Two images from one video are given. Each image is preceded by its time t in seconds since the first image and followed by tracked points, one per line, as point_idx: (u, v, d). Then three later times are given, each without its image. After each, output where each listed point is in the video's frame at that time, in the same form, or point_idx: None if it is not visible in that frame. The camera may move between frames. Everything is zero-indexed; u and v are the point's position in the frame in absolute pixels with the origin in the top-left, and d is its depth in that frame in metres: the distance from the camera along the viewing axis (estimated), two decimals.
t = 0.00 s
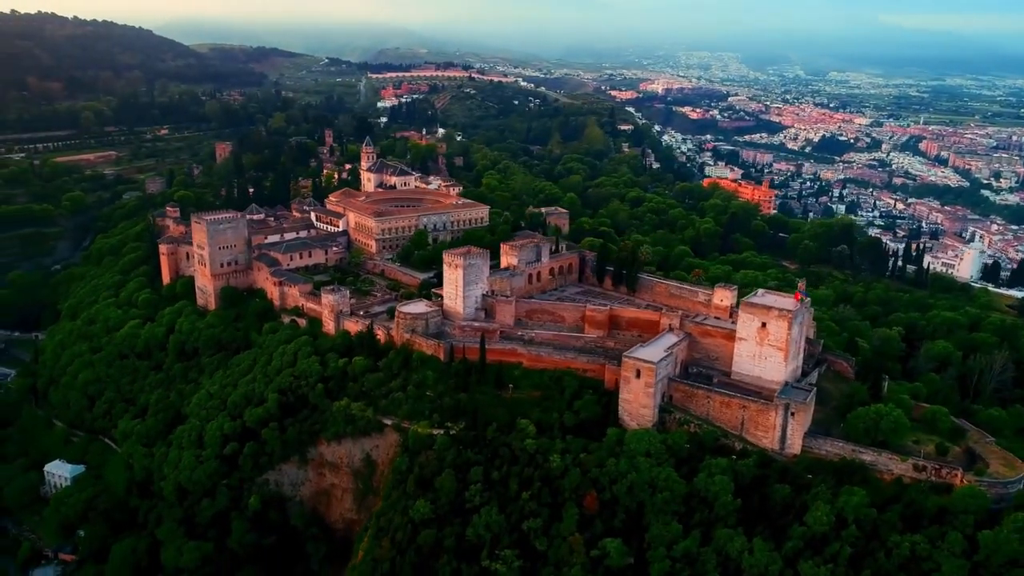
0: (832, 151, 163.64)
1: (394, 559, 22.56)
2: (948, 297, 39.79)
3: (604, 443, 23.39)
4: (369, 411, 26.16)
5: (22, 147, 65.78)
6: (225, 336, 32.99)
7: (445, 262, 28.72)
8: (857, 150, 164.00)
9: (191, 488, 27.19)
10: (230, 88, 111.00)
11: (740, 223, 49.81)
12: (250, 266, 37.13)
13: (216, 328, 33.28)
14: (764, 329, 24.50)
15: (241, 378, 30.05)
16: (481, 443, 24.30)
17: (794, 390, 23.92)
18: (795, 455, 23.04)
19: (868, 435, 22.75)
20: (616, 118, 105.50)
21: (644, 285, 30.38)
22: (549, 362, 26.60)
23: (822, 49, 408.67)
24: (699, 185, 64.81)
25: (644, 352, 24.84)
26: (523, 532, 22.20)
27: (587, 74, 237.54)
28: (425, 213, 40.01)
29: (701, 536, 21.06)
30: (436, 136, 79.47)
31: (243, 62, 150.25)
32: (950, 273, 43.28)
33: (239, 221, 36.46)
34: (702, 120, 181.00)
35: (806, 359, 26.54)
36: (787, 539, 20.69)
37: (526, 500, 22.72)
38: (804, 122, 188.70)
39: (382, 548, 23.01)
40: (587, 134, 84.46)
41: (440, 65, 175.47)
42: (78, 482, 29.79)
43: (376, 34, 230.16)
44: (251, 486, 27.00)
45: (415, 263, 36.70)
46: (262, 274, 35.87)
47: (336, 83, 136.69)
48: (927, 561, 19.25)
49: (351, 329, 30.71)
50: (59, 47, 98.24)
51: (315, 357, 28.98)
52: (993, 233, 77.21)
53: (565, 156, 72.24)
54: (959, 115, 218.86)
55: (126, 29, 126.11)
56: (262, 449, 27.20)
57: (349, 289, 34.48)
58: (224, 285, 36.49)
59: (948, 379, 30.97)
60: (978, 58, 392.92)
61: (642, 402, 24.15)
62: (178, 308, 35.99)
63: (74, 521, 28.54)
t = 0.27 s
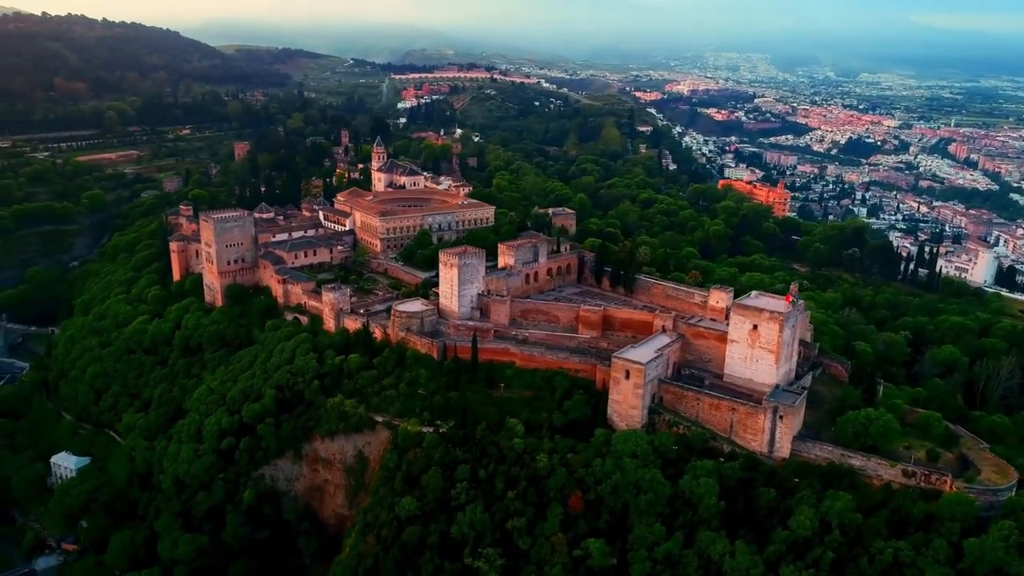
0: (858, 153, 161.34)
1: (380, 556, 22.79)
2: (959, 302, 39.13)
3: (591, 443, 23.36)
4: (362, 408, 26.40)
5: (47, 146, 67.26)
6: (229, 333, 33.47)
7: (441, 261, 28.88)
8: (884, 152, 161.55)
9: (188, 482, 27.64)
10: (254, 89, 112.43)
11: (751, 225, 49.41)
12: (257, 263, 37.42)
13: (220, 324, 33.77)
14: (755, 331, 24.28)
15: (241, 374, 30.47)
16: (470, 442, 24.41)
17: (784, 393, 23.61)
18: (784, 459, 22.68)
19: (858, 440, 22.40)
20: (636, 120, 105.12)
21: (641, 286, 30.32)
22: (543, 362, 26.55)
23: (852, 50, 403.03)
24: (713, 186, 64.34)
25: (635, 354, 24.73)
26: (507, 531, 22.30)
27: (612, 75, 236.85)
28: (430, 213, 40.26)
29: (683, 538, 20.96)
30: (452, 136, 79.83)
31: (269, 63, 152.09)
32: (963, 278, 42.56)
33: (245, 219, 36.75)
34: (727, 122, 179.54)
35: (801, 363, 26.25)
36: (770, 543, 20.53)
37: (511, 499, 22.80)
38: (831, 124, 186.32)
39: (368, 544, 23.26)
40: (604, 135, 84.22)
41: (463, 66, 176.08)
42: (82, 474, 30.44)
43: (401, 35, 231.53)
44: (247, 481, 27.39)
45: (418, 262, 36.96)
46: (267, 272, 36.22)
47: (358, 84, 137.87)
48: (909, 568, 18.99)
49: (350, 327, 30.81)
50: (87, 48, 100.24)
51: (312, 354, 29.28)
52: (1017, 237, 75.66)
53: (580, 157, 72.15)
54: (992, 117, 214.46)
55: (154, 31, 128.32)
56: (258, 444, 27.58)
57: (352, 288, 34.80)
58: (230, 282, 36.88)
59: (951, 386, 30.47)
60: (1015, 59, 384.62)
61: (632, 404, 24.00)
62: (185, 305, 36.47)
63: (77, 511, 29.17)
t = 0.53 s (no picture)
0: (887, 155, 158.60)
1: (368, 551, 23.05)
2: (972, 308, 38.38)
3: (579, 442, 23.36)
4: (357, 405, 26.66)
5: (72, 145, 68.76)
6: (234, 329, 33.96)
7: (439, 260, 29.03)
8: (914, 154, 158.60)
9: (187, 474, 28.13)
10: (279, 90, 113.77)
11: (764, 228, 48.93)
12: (265, 261, 37.89)
13: (226, 320, 34.28)
14: (747, 333, 24.08)
15: (243, 369, 30.92)
16: (460, 440, 24.54)
17: (776, 396, 23.36)
18: (773, 462, 22.41)
19: (848, 445, 22.10)
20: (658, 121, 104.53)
21: (640, 287, 30.23)
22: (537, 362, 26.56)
23: (886, 51, 396.32)
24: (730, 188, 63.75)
25: (626, 354, 24.67)
26: (492, 530, 22.41)
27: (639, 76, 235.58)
28: (436, 213, 40.48)
29: (666, 540, 20.88)
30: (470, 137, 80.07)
31: (295, 64, 153.69)
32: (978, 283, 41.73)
33: (255, 217, 37.23)
34: (753, 123, 177.67)
35: (797, 366, 25.97)
36: (753, 547, 20.38)
37: (498, 497, 22.90)
38: (860, 125, 183.50)
39: (357, 539, 23.54)
40: (623, 136, 83.87)
41: (489, 67, 176.47)
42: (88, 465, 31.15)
43: (429, 35, 232.53)
44: (244, 475, 27.81)
45: (422, 261, 37.21)
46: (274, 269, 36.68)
47: (383, 85, 138.81)
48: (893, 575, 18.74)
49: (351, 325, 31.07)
50: (117, 49, 102.22)
51: (311, 351, 29.61)
52: None
53: (597, 158, 71.93)
54: None
55: (184, 33, 130.41)
56: (255, 439, 27.97)
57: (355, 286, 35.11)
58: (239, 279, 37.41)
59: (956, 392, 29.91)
60: None
61: (623, 404, 23.91)
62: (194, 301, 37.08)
63: (82, 502, 29.86)
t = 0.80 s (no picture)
0: (924, 158, 155.14)
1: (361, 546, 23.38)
2: (991, 314, 37.50)
3: (572, 442, 23.37)
4: (356, 402, 26.98)
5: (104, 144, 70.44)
6: (245, 324, 34.54)
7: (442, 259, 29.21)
8: (952, 157, 154.93)
9: (192, 466, 28.72)
10: (309, 90, 115.23)
11: (781, 231, 48.32)
12: (278, 259, 38.39)
13: (237, 316, 34.87)
14: (745, 336, 23.84)
15: (250, 364, 31.42)
16: (455, 438, 24.70)
17: (772, 400, 23.10)
18: (768, 467, 22.14)
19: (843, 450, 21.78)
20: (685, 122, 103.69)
21: (643, 288, 30.14)
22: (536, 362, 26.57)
23: (928, 52, 387.78)
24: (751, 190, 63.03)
25: (622, 355, 24.58)
26: (482, 528, 22.55)
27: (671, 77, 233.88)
28: (447, 212, 40.74)
29: (653, 542, 20.81)
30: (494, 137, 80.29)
31: (327, 65, 155.48)
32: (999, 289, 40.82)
33: (268, 215, 37.75)
34: (786, 125, 175.29)
35: (798, 370, 25.64)
36: (740, 551, 20.22)
37: (489, 496, 23.03)
38: (896, 127, 179.91)
39: (351, 534, 23.87)
40: (648, 138, 83.37)
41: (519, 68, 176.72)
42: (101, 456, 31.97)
43: (461, 36, 233.62)
44: (248, 469, 28.30)
45: (431, 260, 37.47)
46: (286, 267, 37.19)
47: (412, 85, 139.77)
48: None
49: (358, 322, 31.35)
50: (152, 50, 104.46)
51: (316, 347, 29.99)
52: None
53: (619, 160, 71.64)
54: None
55: (218, 34, 132.76)
56: (259, 433, 28.44)
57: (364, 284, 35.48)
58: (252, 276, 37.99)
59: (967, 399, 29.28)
60: None
61: (618, 405, 23.80)
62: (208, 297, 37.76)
63: (93, 491, 30.67)
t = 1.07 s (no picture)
0: (960, 161, 151.55)
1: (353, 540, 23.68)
2: (1009, 321, 36.60)
3: (563, 442, 23.39)
4: (356, 399, 27.26)
5: (133, 143, 71.97)
6: (255, 321, 35.09)
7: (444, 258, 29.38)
8: (990, 160, 151.03)
9: (197, 459, 29.26)
10: (337, 91, 116.42)
11: (798, 234, 47.64)
12: (291, 256, 38.80)
13: (247, 312, 35.42)
14: (740, 338, 23.63)
15: (257, 360, 31.92)
16: (449, 436, 24.87)
17: (767, 403, 22.82)
18: (760, 471, 21.82)
19: (836, 456, 21.45)
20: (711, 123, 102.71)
21: (645, 289, 30.04)
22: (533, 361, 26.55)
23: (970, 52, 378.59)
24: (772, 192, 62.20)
25: (618, 356, 24.50)
26: (472, 525, 22.69)
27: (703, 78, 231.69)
28: (457, 211, 40.94)
29: (639, 543, 20.74)
30: (515, 138, 80.32)
31: (357, 66, 156.86)
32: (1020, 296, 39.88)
33: (281, 213, 38.17)
34: (818, 126, 172.57)
35: (797, 375, 25.34)
36: (726, 555, 20.07)
37: (479, 494, 23.16)
38: (933, 129, 176.04)
39: (345, 528, 24.18)
40: (671, 139, 82.82)
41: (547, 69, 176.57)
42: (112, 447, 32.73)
43: (491, 37, 234.06)
44: (250, 462, 28.74)
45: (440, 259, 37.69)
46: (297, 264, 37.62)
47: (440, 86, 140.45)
48: None
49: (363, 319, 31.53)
50: (184, 51, 106.39)
51: (321, 344, 30.36)
52: None
53: (640, 160, 71.21)
54: None
55: (250, 35, 134.72)
56: (262, 427, 28.89)
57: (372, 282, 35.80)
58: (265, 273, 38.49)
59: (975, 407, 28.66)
60: None
61: (612, 405, 23.67)
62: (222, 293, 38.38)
63: (103, 481, 31.41)
